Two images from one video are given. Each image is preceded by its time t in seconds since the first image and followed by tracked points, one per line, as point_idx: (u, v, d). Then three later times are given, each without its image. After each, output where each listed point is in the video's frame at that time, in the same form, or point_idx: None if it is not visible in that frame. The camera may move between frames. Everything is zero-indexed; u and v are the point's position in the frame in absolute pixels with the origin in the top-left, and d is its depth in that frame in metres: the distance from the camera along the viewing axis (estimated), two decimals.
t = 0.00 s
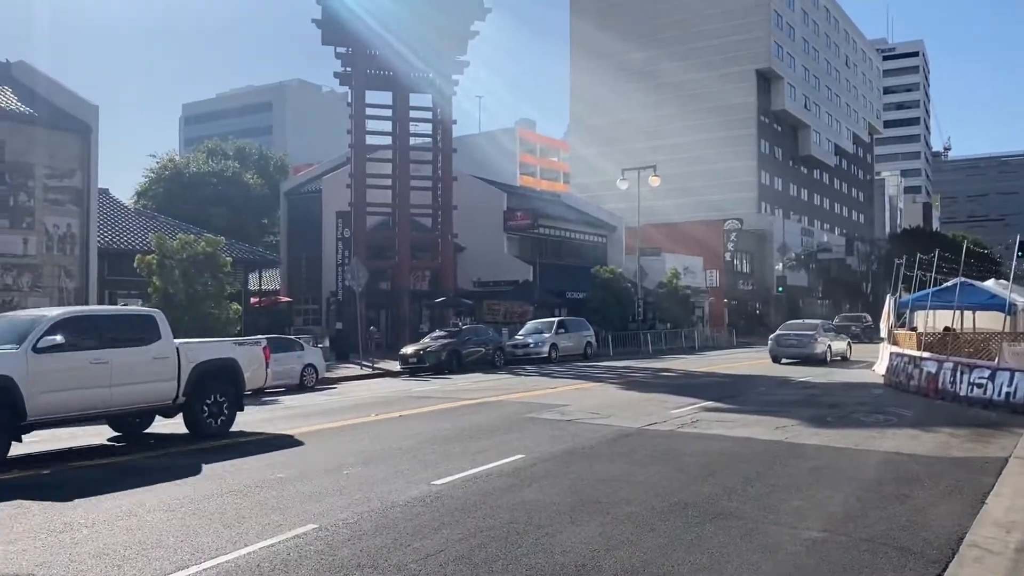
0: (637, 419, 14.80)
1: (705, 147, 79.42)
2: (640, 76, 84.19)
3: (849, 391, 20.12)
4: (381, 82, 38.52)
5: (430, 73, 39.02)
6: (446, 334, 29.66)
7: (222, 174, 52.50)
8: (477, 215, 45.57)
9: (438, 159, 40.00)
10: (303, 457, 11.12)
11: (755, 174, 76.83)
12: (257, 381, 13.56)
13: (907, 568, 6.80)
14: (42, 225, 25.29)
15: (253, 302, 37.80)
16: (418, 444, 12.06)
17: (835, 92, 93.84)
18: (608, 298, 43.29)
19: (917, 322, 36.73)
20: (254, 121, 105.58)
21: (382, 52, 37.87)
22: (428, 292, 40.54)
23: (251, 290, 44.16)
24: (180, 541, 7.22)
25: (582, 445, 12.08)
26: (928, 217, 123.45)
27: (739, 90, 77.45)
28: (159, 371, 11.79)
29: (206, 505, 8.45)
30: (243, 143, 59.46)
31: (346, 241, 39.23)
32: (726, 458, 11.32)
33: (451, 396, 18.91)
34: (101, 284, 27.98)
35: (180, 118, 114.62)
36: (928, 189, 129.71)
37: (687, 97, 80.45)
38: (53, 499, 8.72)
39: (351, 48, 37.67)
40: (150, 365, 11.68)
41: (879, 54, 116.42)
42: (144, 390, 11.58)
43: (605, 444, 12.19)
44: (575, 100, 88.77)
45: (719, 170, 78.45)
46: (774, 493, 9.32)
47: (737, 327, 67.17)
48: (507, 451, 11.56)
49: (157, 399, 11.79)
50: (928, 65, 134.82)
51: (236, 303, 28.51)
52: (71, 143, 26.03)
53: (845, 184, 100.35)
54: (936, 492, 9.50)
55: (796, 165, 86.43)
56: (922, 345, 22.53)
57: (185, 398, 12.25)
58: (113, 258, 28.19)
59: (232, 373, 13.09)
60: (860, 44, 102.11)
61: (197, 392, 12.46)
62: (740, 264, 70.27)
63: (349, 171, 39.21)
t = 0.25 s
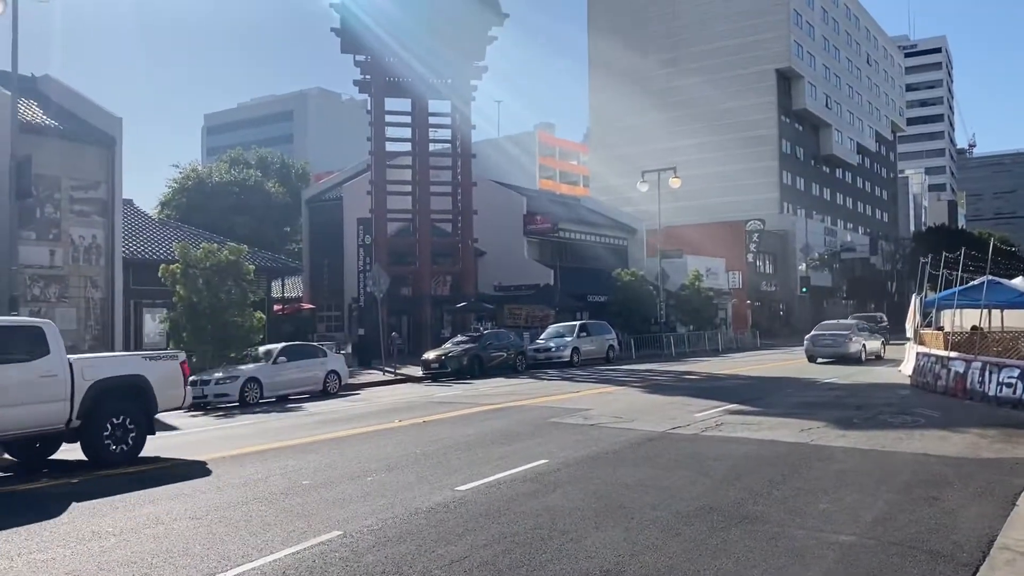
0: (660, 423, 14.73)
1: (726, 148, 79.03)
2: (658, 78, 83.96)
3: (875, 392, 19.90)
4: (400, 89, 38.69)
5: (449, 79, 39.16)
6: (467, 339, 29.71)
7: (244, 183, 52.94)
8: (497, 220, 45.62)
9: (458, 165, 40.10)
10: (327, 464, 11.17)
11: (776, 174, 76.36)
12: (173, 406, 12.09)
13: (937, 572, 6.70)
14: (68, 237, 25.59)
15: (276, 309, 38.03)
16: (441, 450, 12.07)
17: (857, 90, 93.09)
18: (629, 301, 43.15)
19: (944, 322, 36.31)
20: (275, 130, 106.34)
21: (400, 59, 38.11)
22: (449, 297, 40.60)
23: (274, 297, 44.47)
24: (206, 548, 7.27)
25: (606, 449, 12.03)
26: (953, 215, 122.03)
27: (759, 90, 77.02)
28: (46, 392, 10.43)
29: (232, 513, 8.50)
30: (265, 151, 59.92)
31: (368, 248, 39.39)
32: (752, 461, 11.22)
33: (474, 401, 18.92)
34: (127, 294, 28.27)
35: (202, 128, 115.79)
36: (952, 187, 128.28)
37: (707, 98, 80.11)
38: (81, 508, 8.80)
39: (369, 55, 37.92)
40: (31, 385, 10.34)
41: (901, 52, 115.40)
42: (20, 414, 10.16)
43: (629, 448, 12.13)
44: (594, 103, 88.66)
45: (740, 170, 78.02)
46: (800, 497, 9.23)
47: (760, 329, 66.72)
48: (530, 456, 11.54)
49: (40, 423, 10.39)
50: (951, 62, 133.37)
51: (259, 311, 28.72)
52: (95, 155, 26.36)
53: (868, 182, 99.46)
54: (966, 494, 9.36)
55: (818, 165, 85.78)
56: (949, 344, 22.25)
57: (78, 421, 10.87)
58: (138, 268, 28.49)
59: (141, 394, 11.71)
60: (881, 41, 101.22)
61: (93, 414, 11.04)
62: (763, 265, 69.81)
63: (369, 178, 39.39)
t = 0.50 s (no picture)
0: (676, 427, 14.67)
1: (739, 151, 78.77)
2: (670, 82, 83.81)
3: (892, 394, 19.76)
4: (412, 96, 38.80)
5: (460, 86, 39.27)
6: (481, 344, 29.75)
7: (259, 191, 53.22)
8: (510, 226, 45.64)
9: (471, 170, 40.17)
10: (343, 471, 11.18)
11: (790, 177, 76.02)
12: (74, 427, 10.55)
13: None
14: (85, 247, 25.79)
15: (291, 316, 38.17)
16: (455, 456, 12.07)
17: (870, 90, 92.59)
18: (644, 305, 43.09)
19: (962, 322, 36.03)
20: (289, 138, 106.81)
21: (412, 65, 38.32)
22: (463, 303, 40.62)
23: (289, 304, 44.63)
24: (223, 556, 7.29)
25: (621, 455, 11.99)
26: (970, 215, 121.08)
27: (772, 92, 76.74)
28: None
29: (249, 521, 8.54)
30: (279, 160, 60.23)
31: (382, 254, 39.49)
32: (768, 465, 11.15)
33: (489, 407, 18.91)
34: (144, 303, 28.44)
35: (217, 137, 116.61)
36: (969, 187, 127.34)
37: (720, 101, 79.86)
38: (102, 516, 8.90)
39: (381, 63, 38.09)
40: None
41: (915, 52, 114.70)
42: None
43: (645, 453, 12.08)
44: (607, 107, 88.62)
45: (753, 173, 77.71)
46: (817, 501, 9.17)
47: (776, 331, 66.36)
48: (546, 462, 11.52)
49: None
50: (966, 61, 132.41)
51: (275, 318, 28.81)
52: (111, 165, 26.55)
53: (883, 183, 98.86)
54: (986, 497, 9.25)
55: (832, 166, 85.35)
56: (967, 345, 22.06)
57: None
58: (154, 277, 28.66)
59: (33, 412, 10.14)
60: (895, 42, 100.68)
61: None
62: (778, 267, 69.48)
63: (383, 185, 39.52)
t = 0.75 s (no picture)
0: (691, 434, 14.60)
1: (752, 156, 78.52)
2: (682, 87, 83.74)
3: (910, 400, 19.59)
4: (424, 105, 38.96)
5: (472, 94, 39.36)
6: (495, 351, 29.74)
7: (273, 201, 53.49)
8: (523, 233, 45.64)
9: (483, 178, 40.23)
10: (358, 479, 11.19)
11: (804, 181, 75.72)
12: None
13: None
14: (101, 258, 26.00)
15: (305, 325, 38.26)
16: (470, 464, 12.05)
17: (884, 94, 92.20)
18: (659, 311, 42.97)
19: (979, 326, 35.73)
20: (303, 147, 107.33)
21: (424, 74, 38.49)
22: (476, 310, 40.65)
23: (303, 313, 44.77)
24: (239, 565, 7.31)
25: (636, 462, 11.94)
26: (987, 218, 120.14)
27: (785, 96, 76.53)
28: None
29: (263, 530, 8.55)
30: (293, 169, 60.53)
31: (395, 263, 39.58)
32: (785, 471, 11.07)
33: (503, 414, 18.88)
34: (159, 313, 28.60)
35: (231, 147, 117.38)
36: (985, 190, 126.37)
37: (732, 106, 79.69)
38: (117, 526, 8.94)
39: (394, 72, 38.26)
40: None
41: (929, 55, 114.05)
42: None
43: (660, 460, 12.02)
44: (619, 114, 88.61)
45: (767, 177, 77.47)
46: (835, 507, 9.09)
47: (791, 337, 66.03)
48: (560, 469, 11.48)
49: None
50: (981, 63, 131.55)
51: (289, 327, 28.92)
52: (126, 176, 26.77)
53: (898, 187, 98.34)
54: (1006, 503, 9.15)
55: (846, 170, 84.95)
56: (984, 350, 21.85)
57: None
58: (170, 287, 28.84)
59: None
60: (908, 45, 100.26)
61: None
62: (793, 272, 69.18)
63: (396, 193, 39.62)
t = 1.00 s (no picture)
0: (704, 440, 14.54)
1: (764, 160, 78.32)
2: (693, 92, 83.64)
3: (925, 405, 19.46)
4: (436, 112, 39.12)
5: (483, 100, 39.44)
6: (507, 357, 29.74)
7: (285, 208, 53.73)
8: (534, 239, 45.65)
9: (495, 184, 40.30)
10: (370, 486, 11.20)
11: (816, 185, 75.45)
12: None
13: None
14: (115, 265, 26.19)
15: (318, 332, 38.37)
16: (482, 471, 12.05)
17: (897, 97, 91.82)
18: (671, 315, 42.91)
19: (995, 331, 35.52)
20: (315, 155, 107.73)
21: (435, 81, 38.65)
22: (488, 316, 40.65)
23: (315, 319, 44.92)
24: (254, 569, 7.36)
25: (649, 468, 11.90)
26: (1001, 222, 119.35)
27: (796, 101, 76.32)
28: None
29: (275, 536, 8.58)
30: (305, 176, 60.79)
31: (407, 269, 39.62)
32: (798, 477, 11.01)
33: (516, 420, 18.87)
34: (173, 320, 28.73)
35: (244, 155, 118.07)
36: (999, 193, 125.61)
37: (744, 110, 79.53)
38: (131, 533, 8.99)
39: (405, 79, 38.40)
40: None
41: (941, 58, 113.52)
42: None
43: (672, 466, 11.99)
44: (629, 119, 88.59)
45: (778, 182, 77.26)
46: (849, 513, 9.04)
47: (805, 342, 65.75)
48: (572, 476, 11.46)
49: None
50: (994, 66, 130.87)
51: (302, 334, 29.03)
52: (140, 185, 26.97)
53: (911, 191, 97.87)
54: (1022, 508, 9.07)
55: (859, 174, 84.60)
56: (999, 354, 21.68)
57: None
58: (183, 295, 28.99)
59: None
60: (921, 48, 99.85)
61: None
62: (806, 277, 68.91)
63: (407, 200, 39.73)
